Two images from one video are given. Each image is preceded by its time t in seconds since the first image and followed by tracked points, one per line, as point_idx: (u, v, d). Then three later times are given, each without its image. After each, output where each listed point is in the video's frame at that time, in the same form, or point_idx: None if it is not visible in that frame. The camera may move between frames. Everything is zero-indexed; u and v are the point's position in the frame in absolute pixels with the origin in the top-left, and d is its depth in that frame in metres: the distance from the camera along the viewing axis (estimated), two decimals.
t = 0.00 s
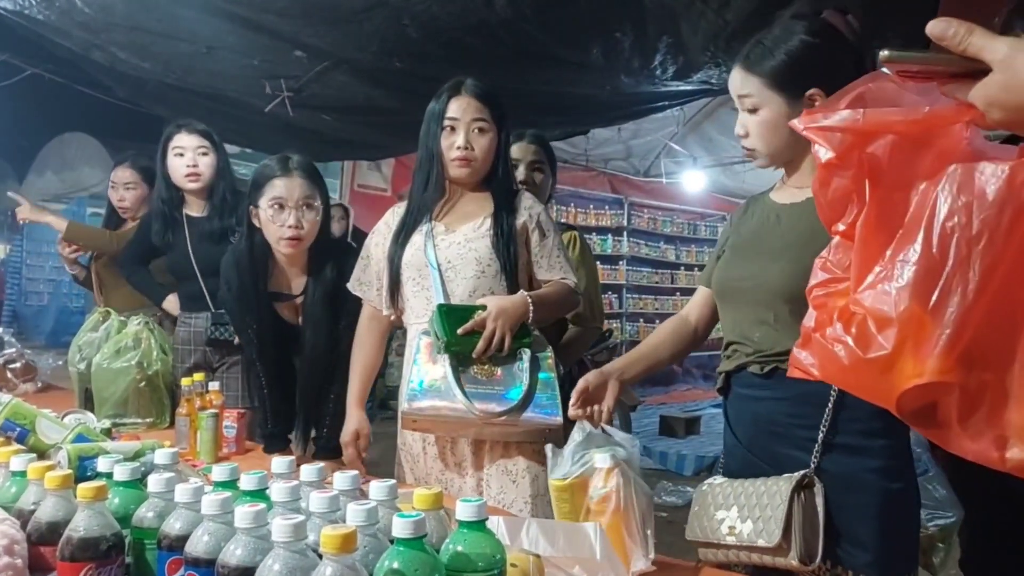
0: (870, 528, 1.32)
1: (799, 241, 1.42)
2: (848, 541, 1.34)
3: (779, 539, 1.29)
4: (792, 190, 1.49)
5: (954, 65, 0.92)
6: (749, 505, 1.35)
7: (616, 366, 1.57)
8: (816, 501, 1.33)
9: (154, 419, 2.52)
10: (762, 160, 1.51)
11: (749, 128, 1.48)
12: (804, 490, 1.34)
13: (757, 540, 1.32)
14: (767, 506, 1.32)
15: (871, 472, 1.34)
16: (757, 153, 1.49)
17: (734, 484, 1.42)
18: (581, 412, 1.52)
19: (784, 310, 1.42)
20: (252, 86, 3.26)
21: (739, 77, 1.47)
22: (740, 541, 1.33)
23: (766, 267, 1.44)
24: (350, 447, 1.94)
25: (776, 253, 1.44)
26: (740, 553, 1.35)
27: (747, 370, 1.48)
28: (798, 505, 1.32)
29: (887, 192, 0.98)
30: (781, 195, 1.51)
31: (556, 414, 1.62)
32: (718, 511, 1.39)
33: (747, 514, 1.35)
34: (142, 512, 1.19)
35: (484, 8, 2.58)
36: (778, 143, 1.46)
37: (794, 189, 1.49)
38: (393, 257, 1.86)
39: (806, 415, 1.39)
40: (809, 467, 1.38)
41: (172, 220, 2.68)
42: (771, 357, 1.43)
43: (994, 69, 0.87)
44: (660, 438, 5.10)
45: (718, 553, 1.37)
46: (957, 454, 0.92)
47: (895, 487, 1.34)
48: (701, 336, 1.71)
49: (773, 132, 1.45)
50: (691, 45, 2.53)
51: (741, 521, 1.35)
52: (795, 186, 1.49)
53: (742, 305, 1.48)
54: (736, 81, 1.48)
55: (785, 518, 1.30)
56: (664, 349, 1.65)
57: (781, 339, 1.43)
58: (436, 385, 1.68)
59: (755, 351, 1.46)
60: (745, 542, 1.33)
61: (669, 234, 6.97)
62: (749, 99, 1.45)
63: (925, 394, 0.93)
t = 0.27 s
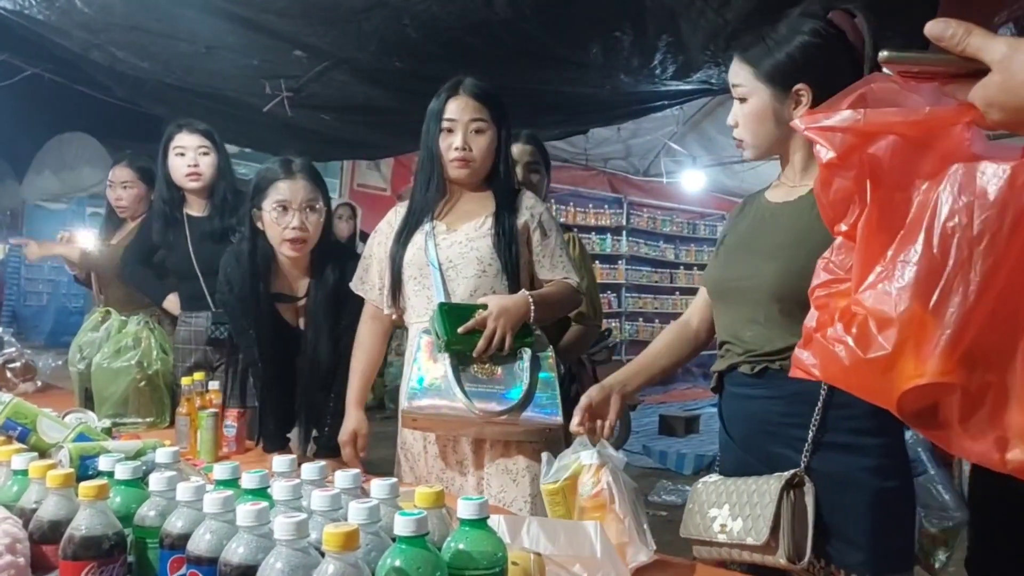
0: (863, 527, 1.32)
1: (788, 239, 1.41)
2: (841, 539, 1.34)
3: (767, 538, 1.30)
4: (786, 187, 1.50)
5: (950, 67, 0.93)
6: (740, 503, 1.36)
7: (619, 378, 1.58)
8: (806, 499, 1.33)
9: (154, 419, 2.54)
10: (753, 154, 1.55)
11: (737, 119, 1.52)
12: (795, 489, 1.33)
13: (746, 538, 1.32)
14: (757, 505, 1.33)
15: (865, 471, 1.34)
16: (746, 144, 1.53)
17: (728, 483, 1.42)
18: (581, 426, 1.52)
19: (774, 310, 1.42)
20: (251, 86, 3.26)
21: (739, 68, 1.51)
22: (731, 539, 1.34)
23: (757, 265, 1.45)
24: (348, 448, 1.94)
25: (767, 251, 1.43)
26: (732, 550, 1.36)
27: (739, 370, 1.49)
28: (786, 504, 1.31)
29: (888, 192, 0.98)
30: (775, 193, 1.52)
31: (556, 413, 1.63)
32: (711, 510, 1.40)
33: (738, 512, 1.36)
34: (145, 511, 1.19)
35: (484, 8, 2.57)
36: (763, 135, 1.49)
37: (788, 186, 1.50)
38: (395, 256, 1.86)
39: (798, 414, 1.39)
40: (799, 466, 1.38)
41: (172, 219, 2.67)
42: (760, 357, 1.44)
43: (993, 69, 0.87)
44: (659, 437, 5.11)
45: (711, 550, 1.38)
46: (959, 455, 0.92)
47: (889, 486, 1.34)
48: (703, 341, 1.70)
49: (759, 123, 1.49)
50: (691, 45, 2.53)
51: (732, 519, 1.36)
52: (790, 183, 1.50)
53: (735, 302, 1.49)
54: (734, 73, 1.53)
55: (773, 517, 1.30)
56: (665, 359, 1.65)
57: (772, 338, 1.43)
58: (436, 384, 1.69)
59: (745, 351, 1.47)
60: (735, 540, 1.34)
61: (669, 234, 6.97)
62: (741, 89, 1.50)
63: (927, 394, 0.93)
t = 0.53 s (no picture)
0: (855, 528, 1.32)
1: (783, 240, 1.41)
2: (835, 539, 1.34)
3: (759, 537, 1.29)
4: (784, 186, 1.50)
5: (956, 57, 0.92)
6: (733, 502, 1.36)
7: (622, 382, 1.59)
8: (799, 499, 1.33)
9: (155, 417, 2.55)
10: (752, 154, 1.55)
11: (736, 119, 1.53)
12: (788, 488, 1.34)
13: (738, 537, 1.32)
14: (750, 504, 1.33)
15: (858, 471, 1.34)
16: (744, 143, 1.53)
17: (722, 481, 1.42)
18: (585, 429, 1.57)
19: (768, 310, 1.43)
20: (251, 85, 3.26)
21: (737, 67, 1.51)
22: (724, 537, 1.34)
23: (751, 264, 1.45)
24: (348, 440, 1.94)
25: (760, 251, 1.44)
26: (723, 549, 1.35)
27: (734, 368, 1.49)
28: (779, 504, 1.31)
29: (886, 184, 0.98)
30: (772, 193, 1.52)
31: (541, 418, 1.63)
32: (705, 508, 1.40)
33: (732, 510, 1.35)
34: (147, 508, 1.20)
35: (484, 7, 2.57)
36: (761, 133, 1.49)
37: (786, 185, 1.50)
38: (397, 258, 1.89)
39: (792, 413, 1.39)
40: (793, 466, 1.38)
41: (173, 218, 2.67)
42: (755, 356, 1.44)
43: (995, 61, 0.87)
44: (659, 437, 5.11)
45: (703, 549, 1.38)
46: (950, 450, 0.93)
47: (883, 486, 1.34)
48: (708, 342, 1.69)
49: (756, 121, 1.49)
50: (692, 44, 2.54)
51: (725, 518, 1.36)
52: (788, 182, 1.51)
53: (729, 302, 1.50)
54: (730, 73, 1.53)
55: (765, 516, 1.30)
56: (671, 364, 1.65)
57: (764, 337, 1.43)
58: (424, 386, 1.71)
59: (739, 351, 1.48)
60: (727, 538, 1.33)
61: (669, 234, 6.98)
62: (738, 88, 1.50)
63: (919, 388, 0.93)
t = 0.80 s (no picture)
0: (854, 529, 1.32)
1: (782, 238, 1.42)
2: (834, 540, 1.34)
3: (759, 537, 1.29)
4: (785, 184, 1.51)
5: (950, 54, 0.97)
6: (734, 501, 1.36)
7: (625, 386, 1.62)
8: (800, 500, 1.33)
9: (159, 414, 2.57)
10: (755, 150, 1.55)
11: (739, 115, 1.53)
12: (789, 488, 1.34)
13: (738, 536, 1.32)
14: (751, 503, 1.33)
15: (856, 472, 1.34)
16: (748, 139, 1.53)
17: (722, 480, 1.42)
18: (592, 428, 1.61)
19: (770, 309, 1.43)
20: (255, 83, 3.26)
21: (740, 63, 1.52)
22: (723, 536, 1.33)
23: (752, 263, 1.46)
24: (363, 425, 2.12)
25: (759, 250, 1.45)
26: (723, 548, 1.35)
27: (734, 368, 1.50)
28: (779, 503, 1.32)
29: (886, 181, 0.98)
30: (776, 190, 1.52)
31: (486, 432, 1.71)
32: (705, 506, 1.40)
33: (732, 509, 1.35)
34: (153, 504, 1.20)
35: (488, 6, 2.58)
36: (767, 129, 1.49)
37: (788, 183, 1.50)
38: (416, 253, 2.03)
39: (792, 413, 1.40)
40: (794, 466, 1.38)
41: (178, 216, 2.68)
42: (757, 356, 1.45)
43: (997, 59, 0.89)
44: (660, 436, 5.12)
45: (702, 547, 1.37)
46: (947, 448, 0.93)
47: (881, 487, 1.34)
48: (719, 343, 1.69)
49: (761, 118, 1.49)
50: (695, 43, 2.54)
51: (725, 517, 1.35)
52: (790, 180, 1.51)
53: (731, 301, 1.50)
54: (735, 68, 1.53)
55: (766, 515, 1.30)
56: (676, 366, 1.65)
57: (766, 337, 1.43)
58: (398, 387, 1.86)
59: (740, 351, 1.48)
60: (727, 537, 1.33)
61: (671, 233, 6.98)
62: (742, 84, 1.51)
63: (917, 385, 0.93)
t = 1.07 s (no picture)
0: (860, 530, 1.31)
1: (791, 238, 1.40)
2: (839, 541, 1.33)
3: (757, 538, 1.30)
4: (796, 180, 1.49)
5: (958, 50, 0.96)
6: (736, 500, 1.37)
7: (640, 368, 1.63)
8: (803, 501, 1.33)
9: (162, 410, 2.56)
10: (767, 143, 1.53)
11: (750, 106, 1.51)
12: (792, 489, 1.34)
13: (737, 535, 1.34)
14: (752, 503, 1.34)
15: (861, 473, 1.32)
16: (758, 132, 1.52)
17: (730, 476, 1.43)
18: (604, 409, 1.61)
19: (777, 310, 1.42)
20: (259, 80, 3.26)
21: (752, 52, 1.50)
22: (724, 535, 1.35)
23: (758, 262, 1.44)
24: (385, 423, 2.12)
25: (768, 251, 1.44)
26: (724, 545, 1.37)
27: (741, 367, 1.50)
28: (780, 505, 1.32)
29: (892, 177, 0.98)
30: (786, 185, 1.51)
31: (466, 442, 1.75)
32: (710, 503, 1.42)
33: (734, 508, 1.36)
34: (157, 498, 1.20)
35: (492, 3, 2.58)
36: (779, 121, 1.47)
37: (799, 178, 1.49)
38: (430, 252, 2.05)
39: (797, 411, 1.39)
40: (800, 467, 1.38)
41: (183, 211, 2.67)
42: (761, 356, 1.45)
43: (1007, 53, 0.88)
44: (663, 435, 5.11)
45: (707, 542, 1.40)
46: (953, 447, 0.92)
47: (889, 489, 1.32)
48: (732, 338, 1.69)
49: (771, 111, 1.47)
50: (699, 40, 2.54)
51: (728, 515, 1.37)
52: (802, 174, 1.49)
53: (739, 300, 1.49)
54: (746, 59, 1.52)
55: (765, 516, 1.30)
56: (690, 359, 1.66)
57: (773, 339, 1.43)
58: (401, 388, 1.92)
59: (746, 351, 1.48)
60: (728, 535, 1.35)
61: (675, 231, 6.97)
62: (752, 74, 1.49)
63: (923, 384, 0.93)
